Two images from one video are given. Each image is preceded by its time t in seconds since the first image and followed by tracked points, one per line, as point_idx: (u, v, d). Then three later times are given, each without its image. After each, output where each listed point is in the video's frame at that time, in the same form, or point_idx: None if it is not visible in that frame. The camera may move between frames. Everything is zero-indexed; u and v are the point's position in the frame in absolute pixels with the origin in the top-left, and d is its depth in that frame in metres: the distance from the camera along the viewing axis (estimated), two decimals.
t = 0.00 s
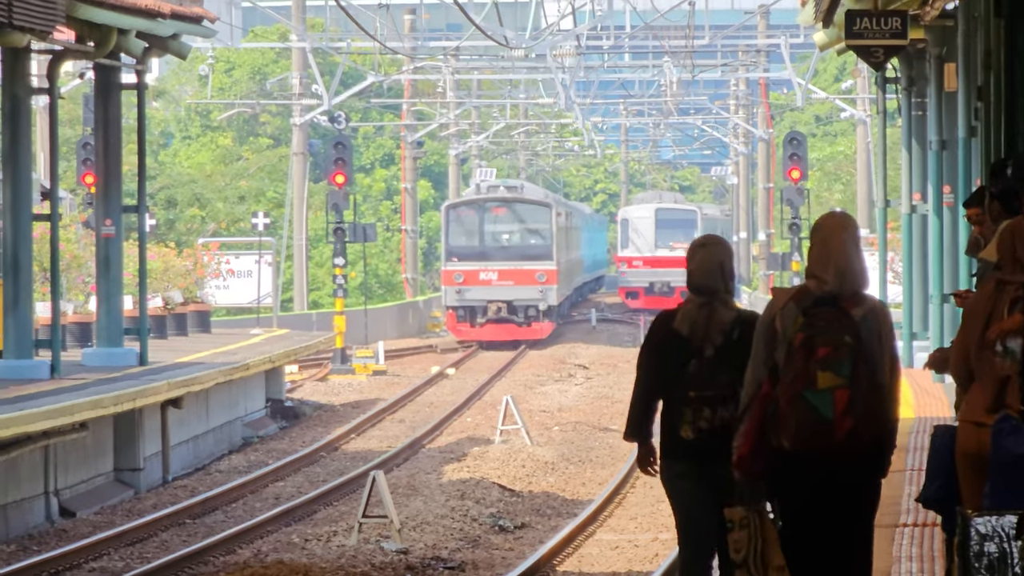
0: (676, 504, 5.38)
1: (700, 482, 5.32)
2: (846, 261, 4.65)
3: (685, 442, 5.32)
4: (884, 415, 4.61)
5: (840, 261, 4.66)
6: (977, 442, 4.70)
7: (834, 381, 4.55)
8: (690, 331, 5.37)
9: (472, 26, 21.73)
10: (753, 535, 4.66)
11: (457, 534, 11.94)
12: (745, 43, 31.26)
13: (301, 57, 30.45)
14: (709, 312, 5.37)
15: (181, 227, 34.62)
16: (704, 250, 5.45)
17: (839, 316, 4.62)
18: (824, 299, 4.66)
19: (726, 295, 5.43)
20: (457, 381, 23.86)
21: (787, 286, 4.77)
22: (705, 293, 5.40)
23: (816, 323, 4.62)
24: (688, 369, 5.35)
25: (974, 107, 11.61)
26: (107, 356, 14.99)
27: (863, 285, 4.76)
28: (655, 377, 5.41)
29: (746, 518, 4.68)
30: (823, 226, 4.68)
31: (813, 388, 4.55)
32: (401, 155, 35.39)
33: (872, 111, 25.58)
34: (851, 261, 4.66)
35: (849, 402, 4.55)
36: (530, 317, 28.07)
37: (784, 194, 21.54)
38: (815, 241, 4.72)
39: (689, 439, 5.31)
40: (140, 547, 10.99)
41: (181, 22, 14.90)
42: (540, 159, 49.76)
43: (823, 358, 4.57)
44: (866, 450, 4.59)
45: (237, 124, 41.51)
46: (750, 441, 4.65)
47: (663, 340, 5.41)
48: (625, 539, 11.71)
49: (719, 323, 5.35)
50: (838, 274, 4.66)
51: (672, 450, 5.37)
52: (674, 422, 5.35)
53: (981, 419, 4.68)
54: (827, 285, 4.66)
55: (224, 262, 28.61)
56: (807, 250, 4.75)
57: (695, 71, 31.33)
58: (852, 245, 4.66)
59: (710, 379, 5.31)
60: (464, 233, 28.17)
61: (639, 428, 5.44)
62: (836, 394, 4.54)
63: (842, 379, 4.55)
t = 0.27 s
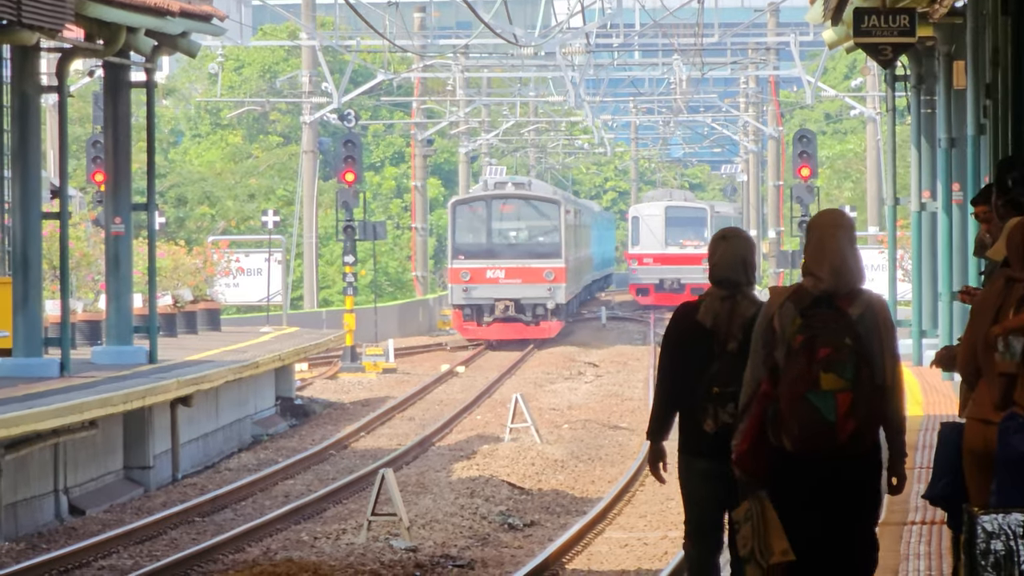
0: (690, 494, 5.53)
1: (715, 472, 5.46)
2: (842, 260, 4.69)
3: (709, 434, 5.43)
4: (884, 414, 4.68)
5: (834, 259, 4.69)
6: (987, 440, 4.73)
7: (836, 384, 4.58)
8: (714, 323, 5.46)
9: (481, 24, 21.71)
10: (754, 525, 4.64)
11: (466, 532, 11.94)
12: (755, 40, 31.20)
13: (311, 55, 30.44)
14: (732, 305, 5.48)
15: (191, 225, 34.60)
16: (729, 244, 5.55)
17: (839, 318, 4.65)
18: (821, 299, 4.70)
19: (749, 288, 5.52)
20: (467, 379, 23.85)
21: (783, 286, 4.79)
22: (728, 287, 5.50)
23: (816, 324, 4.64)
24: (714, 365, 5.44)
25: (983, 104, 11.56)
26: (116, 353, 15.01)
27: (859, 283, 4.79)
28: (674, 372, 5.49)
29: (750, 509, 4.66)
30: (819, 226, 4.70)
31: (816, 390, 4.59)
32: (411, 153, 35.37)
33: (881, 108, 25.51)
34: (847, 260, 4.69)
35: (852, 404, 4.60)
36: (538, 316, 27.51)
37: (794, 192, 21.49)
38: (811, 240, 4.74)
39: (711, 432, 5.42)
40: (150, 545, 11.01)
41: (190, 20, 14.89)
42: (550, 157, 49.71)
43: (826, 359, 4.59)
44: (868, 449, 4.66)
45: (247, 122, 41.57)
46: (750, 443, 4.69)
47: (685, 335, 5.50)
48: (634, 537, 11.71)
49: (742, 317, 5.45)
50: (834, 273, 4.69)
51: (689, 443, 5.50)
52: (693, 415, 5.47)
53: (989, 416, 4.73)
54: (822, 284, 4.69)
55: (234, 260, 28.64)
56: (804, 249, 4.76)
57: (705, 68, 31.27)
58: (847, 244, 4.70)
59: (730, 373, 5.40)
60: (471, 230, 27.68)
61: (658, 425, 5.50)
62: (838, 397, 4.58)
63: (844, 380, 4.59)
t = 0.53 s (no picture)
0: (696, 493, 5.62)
1: (718, 473, 5.55)
2: (842, 258, 4.84)
3: (719, 435, 5.51)
4: (888, 408, 4.78)
5: (835, 258, 4.84)
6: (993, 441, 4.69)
7: (839, 379, 4.73)
8: (724, 325, 5.53)
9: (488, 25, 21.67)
10: (741, 525, 4.90)
11: (473, 533, 11.93)
12: (763, 41, 31.12)
13: (318, 56, 30.42)
14: (740, 308, 5.55)
15: (198, 226, 34.61)
16: (734, 245, 5.60)
17: (841, 314, 4.79)
18: (823, 297, 4.84)
19: (756, 290, 5.60)
20: (474, 379, 23.84)
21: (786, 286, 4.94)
22: (735, 289, 5.56)
23: (818, 322, 4.80)
24: (723, 366, 5.51)
25: (991, 105, 11.53)
26: (123, 354, 15.03)
27: (860, 281, 4.93)
28: (680, 376, 5.55)
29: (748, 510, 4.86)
30: (818, 226, 4.85)
31: (820, 385, 4.73)
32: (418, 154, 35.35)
33: (890, 108, 25.44)
34: (846, 258, 4.84)
35: (855, 399, 4.74)
36: (543, 318, 27.22)
37: (801, 192, 21.44)
38: (811, 241, 4.89)
39: (724, 432, 5.50)
40: (157, 546, 11.02)
41: (197, 21, 14.88)
42: (558, 157, 49.64)
43: (827, 356, 4.75)
44: (872, 444, 4.78)
45: (254, 123, 41.59)
46: (754, 438, 4.87)
47: (693, 335, 5.55)
48: (641, 537, 11.70)
49: (750, 320, 5.54)
50: (834, 271, 4.83)
51: (695, 445, 5.57)
52: (700, 418, 5.54)
53: (995, 417, 4.78)
54: (823, 281, 4.83)
55: (241, 261, 28.65)
56: (804, 249, 4.92)
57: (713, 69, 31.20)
58: (846, 242, 4.85)
59: (739, 375, 5.50)
60: (474, 229, 27.28)
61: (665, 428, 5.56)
62: (842, 392, 4.73)
63: (847, 376, 4.73)
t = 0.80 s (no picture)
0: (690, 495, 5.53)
1: (713, 475, 5.46)
2: (853, 265, 4.83)
3: (712, 441, 5.45)
4: (898, 419, 4.76)
5: (847, 264, 4.83)
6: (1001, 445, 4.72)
7: (849, 389, 4.72)
8: (717, 331, 5.47)
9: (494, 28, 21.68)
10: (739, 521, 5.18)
11: (479, 537, 11.93)
12: (769, 45, 31.12)
13: (324, 59, 30.46)
14: (732, 312, 5.49)
15: (204, 230, 35.14)
16: (725, 252, 5.55)
17: (851, 323, 4.79)
18: (835, 306, 4.84)
19: (749, 294, 5.54)
20: (480, 383, 23.85)
21: (798, 293, 4.95)
22: (728, 294, 5.51)
23: (829, 330, 4.80)
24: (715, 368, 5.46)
25: (996, 108, 11.52)
26: (129, 358, 15.05)
27: (873, 288, 4.92)
28: (678, 379, 5.48)
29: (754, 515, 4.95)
30: (829, 234, 4.85)
31: (829, 395, 4.73)
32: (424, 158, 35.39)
33: (896, 111, 25.43)
34: (858, 265, 4.83)
35: (864, 409, 4.73)
36: (548, 323, 26.76)
37: (807, 195, 21.44)
38: (823, 248, 4.89)
39: (715, 436, 5.44)
40: (163, 549, 11.01)
41: (203, 24, 14.89)
42: (564, 161, 49.67)
43: (837, 365, 4.74)
44: (882, 454, 4.74)
45: (261, 126, 41.67)
46: (765, 446, 4.89)
47: (684, 341, 5.50)
48: (647, 541, 11.69)
49: (744, 325, 5.47)
50: (847, 279, 4.83)
51: (690, 447, 5.49)
52: (697, 420, 5.47)
53: (1000, 421, 4.77)
54: (837, 288, 4.84)
55: (248, 264, 28.69)
56: (817, 256, 4.92)
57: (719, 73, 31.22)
58: (859, 250, 4.84)
59: (733, 376, 5.44)
60: (478, 234, 27.09)
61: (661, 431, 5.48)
62: (852, 402, 4.72)
63: (857, 386, 4.72)
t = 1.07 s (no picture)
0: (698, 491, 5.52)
1: (718, 472, 5.47)
2: (863, 260, 4.88)
3: (711, 436, 5.46)
4: (905, 413, 4.82)
5: (857, 258, 4.88)
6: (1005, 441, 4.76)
7: (855, 383, 4.79)
8: (716, 327, 5.48)
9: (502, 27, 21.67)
10: (769, 525, 4.99)
11: (487, 535, 11.93)
12: (776, 43, 31.07)
13: (332, 58, 30.46)
14: (733, 309, 5.48)
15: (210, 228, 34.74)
16: (729, 248, 5.54)
17: (860, 317, 4.85)
18: (845, 300, 4.90)
19: (750, 290, 5.52)
20: (488, 381, 23.85)
21: (809, 287, 5.00)
22: (730, 290, 5.50)
23: (838, 325, 4.86)
24: (714, 364, 5.47)
25: (1003, 106, 11.49)
26: (137, 357, 15.06)
27: (881, 282, 4.97)
28: (682, 375, 5.51)
29: (769, 509, 4.98)
30: (840, 228, 4.90)
31: (836, 390, 4.81)
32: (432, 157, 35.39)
33: (903, 109, 25.39)
34: (867, 260, 4.88)
35: (871, 403, 4.79)
36: (553, 323, 26.40)
37: (815, 194, 21.41)
38: (833, 241, 4.94)
39: (712, 433, 5.46)
40: (171, 548, 11.03)
41: (209, 23, 14.89)
42: (571, 159, 49.65)
43: (846, 359, 4.81)
44: (889, 448, 4.81)
45: (268, 124, 41.71)
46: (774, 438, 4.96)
47: (690, 338, 5.52)
48: (654, 539, 11.69)
49: (743, 321, 5.46)
50: (855, 273, 4.89)
51: (696, 442, 5.51)
52: (703, 415, 5.48)
53: (1007, 419, 4.76)
54: (846, 283, 4.89)
55: (255, 263, 28.72)
56: (828, 250, 4.97)
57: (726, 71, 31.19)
58: (869, 245, 4.89)
59: (734, 372, 5.43)
60: (481, 231, 26.56)
61: (668, 424, 5.51)
62: (858, 396, 4.79)
63: (864, 380, 4.80)
